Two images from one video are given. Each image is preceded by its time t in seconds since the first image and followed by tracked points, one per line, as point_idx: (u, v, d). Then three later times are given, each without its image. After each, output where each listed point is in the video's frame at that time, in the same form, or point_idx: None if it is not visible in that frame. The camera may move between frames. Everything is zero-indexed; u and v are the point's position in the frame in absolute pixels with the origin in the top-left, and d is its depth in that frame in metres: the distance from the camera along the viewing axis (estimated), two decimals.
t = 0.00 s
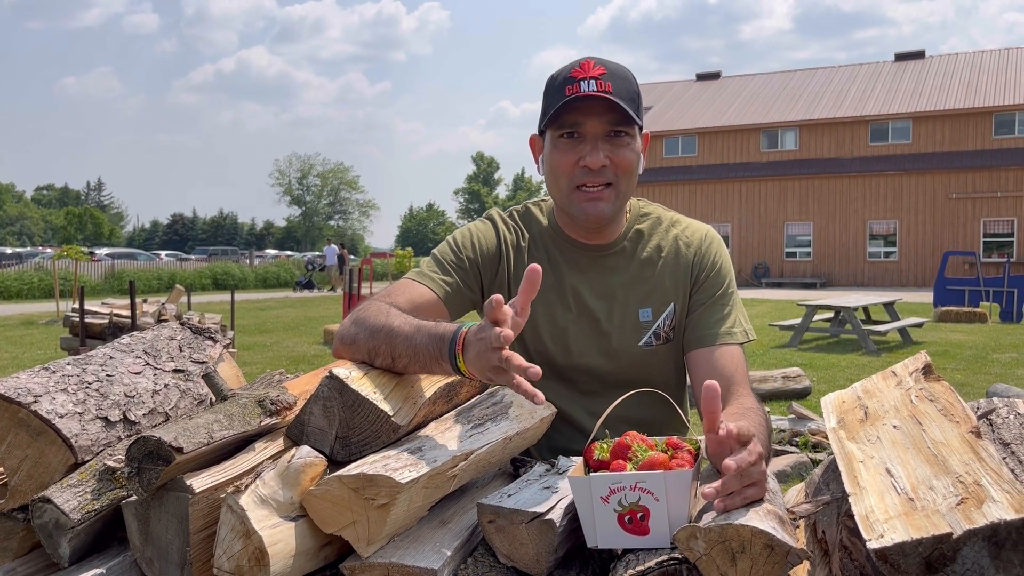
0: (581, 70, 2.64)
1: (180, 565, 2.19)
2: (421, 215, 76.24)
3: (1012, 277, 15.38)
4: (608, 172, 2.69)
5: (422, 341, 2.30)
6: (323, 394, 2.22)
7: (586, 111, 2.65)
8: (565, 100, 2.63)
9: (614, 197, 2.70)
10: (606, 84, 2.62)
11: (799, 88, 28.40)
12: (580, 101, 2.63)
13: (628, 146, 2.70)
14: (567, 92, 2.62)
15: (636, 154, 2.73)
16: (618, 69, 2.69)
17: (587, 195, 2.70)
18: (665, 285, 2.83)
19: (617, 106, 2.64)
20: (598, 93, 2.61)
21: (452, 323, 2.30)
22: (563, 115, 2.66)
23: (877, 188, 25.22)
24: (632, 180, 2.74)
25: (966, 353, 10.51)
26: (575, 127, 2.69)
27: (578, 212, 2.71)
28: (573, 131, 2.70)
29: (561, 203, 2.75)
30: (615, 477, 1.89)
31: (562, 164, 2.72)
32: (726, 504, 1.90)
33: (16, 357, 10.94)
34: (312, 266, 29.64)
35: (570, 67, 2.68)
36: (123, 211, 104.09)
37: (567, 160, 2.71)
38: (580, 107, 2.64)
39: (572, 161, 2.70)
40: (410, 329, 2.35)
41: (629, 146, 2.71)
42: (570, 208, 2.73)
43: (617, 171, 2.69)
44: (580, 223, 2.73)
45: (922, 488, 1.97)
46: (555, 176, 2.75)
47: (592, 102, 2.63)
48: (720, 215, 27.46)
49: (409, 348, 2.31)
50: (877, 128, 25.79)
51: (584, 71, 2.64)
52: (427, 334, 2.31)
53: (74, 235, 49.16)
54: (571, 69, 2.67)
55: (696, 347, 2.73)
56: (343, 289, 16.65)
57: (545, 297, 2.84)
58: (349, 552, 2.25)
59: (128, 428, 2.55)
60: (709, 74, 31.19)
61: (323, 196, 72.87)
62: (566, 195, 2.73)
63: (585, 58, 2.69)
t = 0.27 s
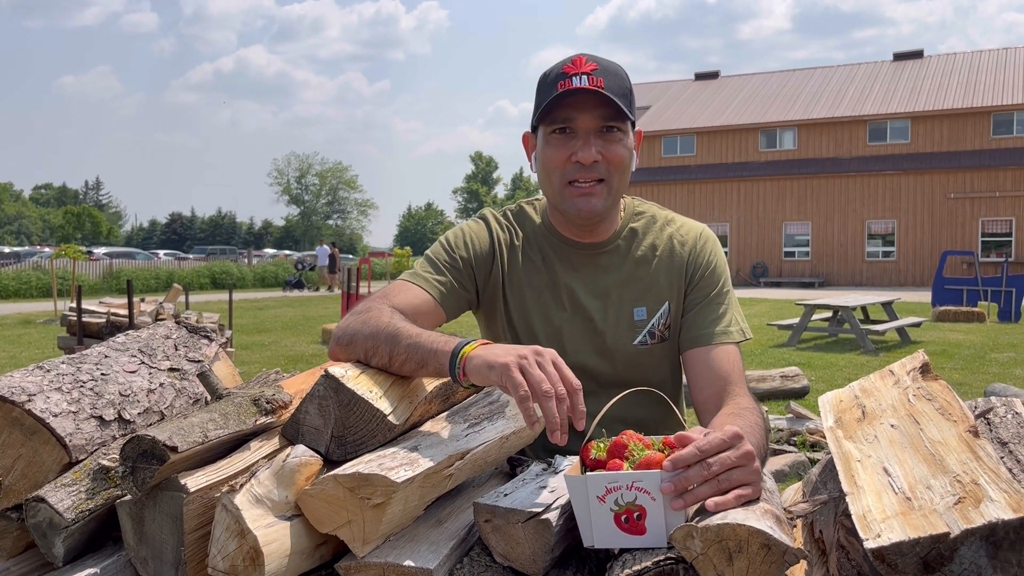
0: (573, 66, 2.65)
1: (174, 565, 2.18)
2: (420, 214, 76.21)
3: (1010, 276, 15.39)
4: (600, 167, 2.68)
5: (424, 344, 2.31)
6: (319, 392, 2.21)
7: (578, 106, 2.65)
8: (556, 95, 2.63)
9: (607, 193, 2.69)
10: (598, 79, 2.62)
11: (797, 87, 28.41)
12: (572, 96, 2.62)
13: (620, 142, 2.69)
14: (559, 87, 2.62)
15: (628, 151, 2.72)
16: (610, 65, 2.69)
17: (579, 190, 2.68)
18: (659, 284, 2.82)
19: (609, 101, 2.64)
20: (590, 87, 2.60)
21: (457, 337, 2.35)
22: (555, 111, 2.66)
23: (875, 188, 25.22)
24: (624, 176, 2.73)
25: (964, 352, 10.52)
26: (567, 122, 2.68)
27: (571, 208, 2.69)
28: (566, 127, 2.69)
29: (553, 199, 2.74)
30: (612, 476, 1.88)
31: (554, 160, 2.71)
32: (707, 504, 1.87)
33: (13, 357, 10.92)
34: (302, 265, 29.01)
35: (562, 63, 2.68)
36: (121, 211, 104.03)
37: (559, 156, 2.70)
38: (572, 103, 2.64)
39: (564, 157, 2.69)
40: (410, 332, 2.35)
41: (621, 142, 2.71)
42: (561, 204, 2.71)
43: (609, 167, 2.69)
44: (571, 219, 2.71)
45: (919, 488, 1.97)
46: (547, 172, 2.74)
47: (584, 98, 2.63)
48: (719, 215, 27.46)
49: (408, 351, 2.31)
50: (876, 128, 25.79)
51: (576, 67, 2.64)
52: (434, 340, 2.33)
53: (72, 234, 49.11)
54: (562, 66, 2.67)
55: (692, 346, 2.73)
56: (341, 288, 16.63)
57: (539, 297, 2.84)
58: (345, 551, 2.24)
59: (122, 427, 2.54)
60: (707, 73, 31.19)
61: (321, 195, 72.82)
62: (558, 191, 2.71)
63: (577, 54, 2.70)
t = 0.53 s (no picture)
0: (588, 62, 2.63)
1: (171, 565, 2.17)
2: (419, 214, 76.15)
3: (1009, 276, 15.38)
4: (613, 164, 2.67)
5: (423, 338, 2.29)
6: (316, 391, 2.20)
7: (593, 102, 2.63)
8: (573, 90, 2.60)
9: (618, 191, 2.68)
10: (614, 76, 2.61)
11: (796, 86, 28.41)
12: (588, 91, 2.60)
13: (632, 140, 2.69)
14: (574, 81, 2.60)
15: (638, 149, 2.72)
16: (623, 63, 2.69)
17: (591, 187, 2.66)
18: (659, 283, 2.81)
19: (624, 98, 2.63)
20: (608, 83, 2.59)
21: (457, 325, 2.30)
22: (570, 105, 2.63)
23: (874, 187, 25.22)
24: (635, 175, 2.72)
25: (963, 352, 10.52)
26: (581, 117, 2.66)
27: (581, 204, 2.67)
28: (579, 122, 2.67)
29: (562, 195, 2.70)
30: (610, 475, 1.87)
31: (567, 155, 2.67)
32: (708, 502, 1.88)
33: (11, 356, 10.89)
34: (291, 264, 28.32)
35: (577, 58, 2.66)
36: (119, 210, 103.91)
37: (572, 151, 2.66)
38: (588, 98, 2.62)
39: (577, 152, 2.66)
40: (409, 327, 2.33)
41: (632, 140, 2.70)
42: (572, 200, 2.69)
43: (621, 164, 2.67)
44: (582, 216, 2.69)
45: (919, 487, 1.96)
46: (558, 168, 2.70)
47: (600, 93, 2.62)
48: (718, 214, 27.46)
49: (407, 347, 2.29)
50: (875, 127, 25.78)
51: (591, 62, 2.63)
52: (431, 332, 2.29)
53: (71, 233, 49.07)
54: (577, 61, 2.65)
55: (691, 346, 2.72)
56: (340, 287, 16.60)
57: (538, 297, 2.83)
58: (343, 551, 2.23)
59: (119, 426, 2.53)
60: (706, 73, 31.18)
61: (320, 195, 72.77)
62: (569, 187, 2.68)
63: (589, 50, 2.68)
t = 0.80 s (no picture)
0: (587, 61, 2.63)
1: (171, 565, 2.17)
2: (419, 213, 76.11)
3: (1008, 275, 15.39)
4: (611, 164, 2.65)
5: (420, 337, 2.28)
6: (317, 391, 2.19)
7: (592, 100, 2.63)
8: (571, 88, 2.61)
9: (615, 191, 2.66)
10: (613, 74, 2.61)
11: (796, 86, 28.40)
12: (586, 90, 2.60)
13: (630, 140, 2.67)
14: (572, 80, 2.61)
15: (637, 149, 2.70)
16: (623, 62, 2.69)
17: (589, 187, 2.66)
18: (661, 283, 2.80)
19: (623, 98, 2.63)
20: (606, 82, 2.59)
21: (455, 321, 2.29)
22: (569, 104, 2.63)
23: (873, 187, 25.22)
24: (634, 175, 2.71)
25: (962, 351, 10.53)
26: (579, 116, 2.66)
27: (578, 204, 2.66)
28: (577, 121, 2.67)
29: (561, 195, 2.70)
30: (611, 475, 1.86)
31: (565, 155, 2.68)
32: (708, 502, 1.86)
33: (10, 355, 10.87)
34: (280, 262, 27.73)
35: (576, 57, 2.66)
36: (118, 210, 103.81)
37: (570, 151, 2.67)
38: (587, 96, 2.62)
39: (575, 152, 2.66)
40: (406, 327, 2.32)
41: (632, 140, 2.69)
42: (569, 200, 2.69)
43: (620, 164, 2.66)
44: (579, 216, 2.69)
45: (921, 487, 1.95)
46: (556, 167, 2.71)
47: (598, 92, 2.61)
48: (717, 213, 27.46)
49: (406, 346, 2.28)
50: (874, 126, 25.77)
51: (591, 61, 2.62)
52: (425, 331, 2.28)
53: (70, 232, 49.03)
54: (576, 60, 2.66)
55: (692, 345, 2.71)
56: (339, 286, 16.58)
57: (539, 296, 2.83)
58: (344, 551, 2.23)
59: (118, 425, 2.52)
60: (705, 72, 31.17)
61: (319, 194, 72.72)
62: (567, 186, 2.68)
63: (591, 49, 2.68)
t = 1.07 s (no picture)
0: (589, 81, 2.60)
1: (172, 565, 2.17)
2: (418, 212, 76.11)
3: (1008, 275, 15.39)
4: (615, 185, 2.66)
5: (428, 340, 2.31)
6: (318, 391, 2.19)
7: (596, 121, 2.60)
8: (574, 110, 2.58)
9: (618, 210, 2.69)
10: (615, 95, 2.58)
11: (796, 85, 28.40)
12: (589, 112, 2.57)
13: (633, 159, 2.67)
14: (575, 102, 2.58)
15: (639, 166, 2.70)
16: (624, 77, 2.65)
17: (592, 207, 2.67)
18: (660, 284, 2.80)
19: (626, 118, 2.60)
20: (609, 104, 2.56)
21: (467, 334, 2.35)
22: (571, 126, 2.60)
23: (873, 186, 25.23)
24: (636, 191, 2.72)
25: (962, 351, 10.53)
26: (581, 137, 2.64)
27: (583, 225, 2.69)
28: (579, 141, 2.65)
29: (564, 214, 2.72)
30: (612, 476, 1.87)
31: (567, 175, 2.67)
32: (704, 504, 1.86)
33: (10, 355, 10.88)
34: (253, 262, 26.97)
35: (577, 76, 2.63)
36: (118, 209, 103.82)
37: (572, 171, 2.66)
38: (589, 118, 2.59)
39: (577, 173, 2.66)
40: (410, 329, 2.33)
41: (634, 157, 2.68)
42: (575, 220, 2.71)
43: (622, 183, 2.67)
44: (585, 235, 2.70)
45: (923, 488, 1.95)
46: (559, 186, 2.70)
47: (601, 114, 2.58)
48: (717, 213, 27.47)
49: (413, 347, 2.30)
50: (874, 126, 25.78)
51: (593, 81, 2.60)
52: (438, 336, 2.32)
53: (70, 232, 49.02)
54: (577, 78, 2.62)
55: (692, 345, 2.71)
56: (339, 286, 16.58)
57: (539, 296, 2.83)
58: (345, 550, 2.23)
59: (119, 426, 2.52)
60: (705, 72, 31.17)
61: (319, 193, 72.70)
62: (570, 207, 2.69)
63: (591, 65, 2.65)
